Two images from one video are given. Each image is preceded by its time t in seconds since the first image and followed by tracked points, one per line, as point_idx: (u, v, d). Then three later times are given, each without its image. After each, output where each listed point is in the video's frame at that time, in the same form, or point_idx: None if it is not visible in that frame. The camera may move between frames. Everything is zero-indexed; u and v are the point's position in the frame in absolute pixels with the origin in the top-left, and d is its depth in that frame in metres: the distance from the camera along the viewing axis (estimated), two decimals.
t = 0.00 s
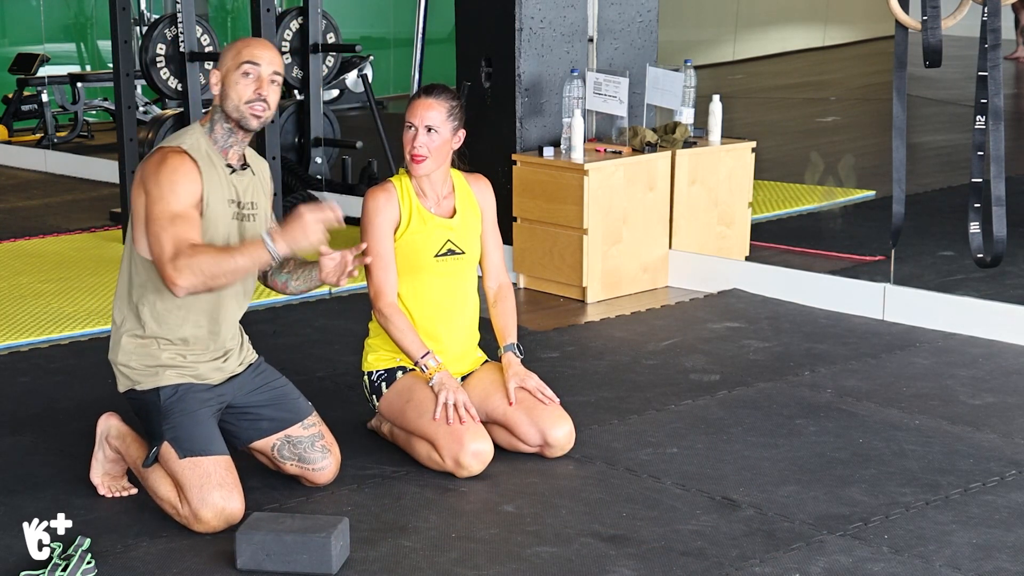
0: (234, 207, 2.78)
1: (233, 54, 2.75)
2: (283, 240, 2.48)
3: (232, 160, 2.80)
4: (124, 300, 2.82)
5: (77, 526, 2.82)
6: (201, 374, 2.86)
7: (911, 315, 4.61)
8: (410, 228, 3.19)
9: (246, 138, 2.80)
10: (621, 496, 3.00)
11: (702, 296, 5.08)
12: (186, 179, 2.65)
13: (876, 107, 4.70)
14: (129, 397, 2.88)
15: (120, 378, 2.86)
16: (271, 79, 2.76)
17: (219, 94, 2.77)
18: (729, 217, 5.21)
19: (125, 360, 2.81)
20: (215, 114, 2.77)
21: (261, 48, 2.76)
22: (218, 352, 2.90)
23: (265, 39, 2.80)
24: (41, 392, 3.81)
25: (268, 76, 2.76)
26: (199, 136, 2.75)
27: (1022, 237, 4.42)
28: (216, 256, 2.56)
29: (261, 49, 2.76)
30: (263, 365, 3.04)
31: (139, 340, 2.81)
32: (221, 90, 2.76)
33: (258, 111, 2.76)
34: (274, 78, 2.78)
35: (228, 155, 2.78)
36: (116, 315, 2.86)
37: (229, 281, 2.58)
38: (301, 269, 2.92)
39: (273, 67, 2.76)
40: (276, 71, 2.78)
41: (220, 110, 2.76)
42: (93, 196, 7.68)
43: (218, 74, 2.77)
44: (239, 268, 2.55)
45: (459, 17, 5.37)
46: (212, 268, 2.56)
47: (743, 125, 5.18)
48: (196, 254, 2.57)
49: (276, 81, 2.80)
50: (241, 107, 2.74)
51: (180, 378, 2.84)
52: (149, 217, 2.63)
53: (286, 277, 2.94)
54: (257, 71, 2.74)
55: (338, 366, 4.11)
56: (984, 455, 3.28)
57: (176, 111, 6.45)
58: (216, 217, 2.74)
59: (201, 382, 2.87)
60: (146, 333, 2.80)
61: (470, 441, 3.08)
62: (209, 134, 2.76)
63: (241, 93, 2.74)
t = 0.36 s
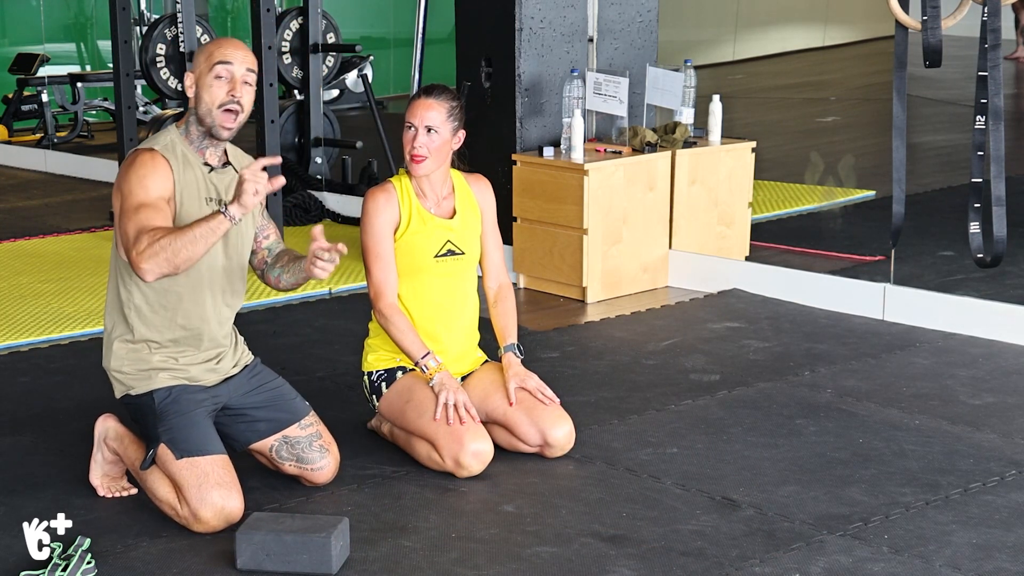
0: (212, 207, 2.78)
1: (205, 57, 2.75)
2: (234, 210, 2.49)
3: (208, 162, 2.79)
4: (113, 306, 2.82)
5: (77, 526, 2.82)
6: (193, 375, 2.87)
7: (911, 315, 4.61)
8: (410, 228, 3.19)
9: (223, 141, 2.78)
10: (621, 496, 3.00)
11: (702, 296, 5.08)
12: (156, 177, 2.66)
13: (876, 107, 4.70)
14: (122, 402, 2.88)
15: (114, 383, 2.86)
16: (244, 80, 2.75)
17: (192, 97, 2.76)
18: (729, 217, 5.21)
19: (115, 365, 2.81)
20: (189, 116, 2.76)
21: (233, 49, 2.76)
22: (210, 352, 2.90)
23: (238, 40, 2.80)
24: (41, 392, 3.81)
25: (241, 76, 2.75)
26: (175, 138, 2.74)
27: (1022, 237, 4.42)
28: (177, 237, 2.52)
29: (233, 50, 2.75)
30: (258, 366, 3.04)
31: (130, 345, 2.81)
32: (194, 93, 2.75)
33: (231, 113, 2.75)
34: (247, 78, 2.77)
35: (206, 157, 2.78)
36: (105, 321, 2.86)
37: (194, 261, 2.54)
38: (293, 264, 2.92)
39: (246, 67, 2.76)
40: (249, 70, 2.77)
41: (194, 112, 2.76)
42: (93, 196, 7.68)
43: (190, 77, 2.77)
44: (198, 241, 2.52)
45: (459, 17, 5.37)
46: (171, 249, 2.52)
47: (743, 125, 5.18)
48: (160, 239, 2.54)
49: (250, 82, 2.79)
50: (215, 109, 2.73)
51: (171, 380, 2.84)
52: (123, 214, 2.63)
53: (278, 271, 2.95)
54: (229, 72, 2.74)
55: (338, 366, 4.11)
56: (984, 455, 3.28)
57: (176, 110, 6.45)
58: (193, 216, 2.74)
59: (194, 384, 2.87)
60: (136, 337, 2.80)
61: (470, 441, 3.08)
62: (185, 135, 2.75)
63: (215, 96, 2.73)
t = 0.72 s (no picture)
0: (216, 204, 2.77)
1: (202, 56, 2.76)
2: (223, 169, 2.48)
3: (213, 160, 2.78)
4: (114, 305, 2.83)
5: (77, 526, 2.82)
6: (194, 375, 2.87)
7: (911, 315, 4.60)
8: (410, 229, 3.19)
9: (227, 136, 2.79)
10: (621, 496, 3.00)
11: (702, 296, 5.09)
12: (161, 168, 2.65)
13: (876, 107, 4.69)
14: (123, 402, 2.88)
15: (115, 383, 2.86)
16: (244, 73, 2.76)
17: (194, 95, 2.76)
18: (729, 217, 5.22)
19: (116, 364, 2.82)
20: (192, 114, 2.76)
21: (229, 45, 2.77)
22: (210, 352, 2.90)
23: (234, 37, 2.81)
24: (42, 392, 3.81)
25: (241, 71, 2.76)
26: (178, 136, 2.74)
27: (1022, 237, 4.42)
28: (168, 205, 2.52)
29: (229, 45, 2.77)
30: (258, 367, 3.04)
31: (130, 345, 2.81)
32: (196, 91, 2.76)
33: (235, 107, 2.76)
34: (247, 73, 2.78)
35: (212, 153, 2.76)
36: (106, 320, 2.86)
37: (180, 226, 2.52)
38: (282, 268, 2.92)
39: (244, 61, 2.76)
40: (247, 64, 2.78)
41: (197, 109, 2.76)
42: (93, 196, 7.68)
43: (191, 75, 2.78)
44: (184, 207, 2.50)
45: (459, 17, 5.37)
46: (159, 216, 2.51)
47: (743, 125, 5.18)
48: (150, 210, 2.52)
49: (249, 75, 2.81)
50: (218, 104, 2.74)
51: (171, 380, 2.84)
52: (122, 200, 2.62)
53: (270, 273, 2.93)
54: (229, 67, 2.74)
55: (338, 366, 4.11)
56: (984, 455, 3.28)
57: (176, 110, 6.46)
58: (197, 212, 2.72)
59: (195, 384, 2.88)
60: (138, 336, 2.80)
61: (470, 441, 3.08)
62: (189, 134, 2.75)
63: (217, 91, 2.74)
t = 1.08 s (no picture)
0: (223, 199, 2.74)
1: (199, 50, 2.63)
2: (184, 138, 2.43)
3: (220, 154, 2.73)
4: (120, 300, 2.82)
5: (77, 526, 2.82)
6: (199, 373, 2.86)
7: (911, 315, 4.60)
8: (409, 229, 3.19)
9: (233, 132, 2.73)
10: (621, 496, 3.00)
11: (702, 296, 5.08)
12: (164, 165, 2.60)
13: (876, 107, 4.69)
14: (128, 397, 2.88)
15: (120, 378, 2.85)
16: (243, 65, 2.61)
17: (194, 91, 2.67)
18: (729, 217, 5.22)
19: (120, 359, 2.81)
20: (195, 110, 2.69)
21: (225, 36, 2.63)
22: (216, 350, 2.89)
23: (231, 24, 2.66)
24: (42, 392, 3.81)
25: (238, 63, 2.61)
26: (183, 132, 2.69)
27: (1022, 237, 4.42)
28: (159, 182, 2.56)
29: (225, 36, 2.63)
30: (264, 365, 3.04)
31: (135, 341, 2.80)
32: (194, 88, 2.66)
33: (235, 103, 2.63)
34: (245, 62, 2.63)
35: (218, 151, 2.73)
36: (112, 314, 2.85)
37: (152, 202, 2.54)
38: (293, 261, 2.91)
39: (241, 54, 2.61)
40: (244, 54, 2.63)
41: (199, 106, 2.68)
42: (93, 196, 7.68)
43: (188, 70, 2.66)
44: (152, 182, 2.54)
45: (459, 17, 5.37)
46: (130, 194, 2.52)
47: (743, 125, 5.18)
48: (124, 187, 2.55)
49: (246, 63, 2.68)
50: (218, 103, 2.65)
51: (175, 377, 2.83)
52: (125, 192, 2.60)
53: (281, 265, 2.92)
54: (225, 61, 2.60)
55: (338, 366, 4.11)
56: (984, 455, 3.28)
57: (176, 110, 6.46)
58: (203, 210, 2.70)
59: (199, 383, 2.86)
60: (143, 332, 2.79)
61: (470, 441, 3.08)
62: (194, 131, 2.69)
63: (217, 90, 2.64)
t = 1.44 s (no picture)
0: (222, 190, 2.73)
1: (198, 46, 2.71)
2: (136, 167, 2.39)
3: (219, 147, 2.77)
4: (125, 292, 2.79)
5: (77, 526, 2.82)
6: (204, 371, 2.83)
7: (911, 315, 4.60)
8: (409, 230, 3.19)
9: (231, 125, 2.77)
10: (621, 496, 3.00)
11: (702, 296, 5.08)
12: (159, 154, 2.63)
13: (876, 107, 4.69)
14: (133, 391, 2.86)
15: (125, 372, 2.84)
16: (240, 65, 2.72)
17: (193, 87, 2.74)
18: (729, 217, 5.21)
19: (125, 353, 2.79)
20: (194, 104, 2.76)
21: (225, 35, 2.72)
22: (222, 346, 2.86)
23: (232, 24, 2.75)
24: (42, 392, 3.81)
25: (237, 62, 2.72)
26: (182, 124, 2.74)
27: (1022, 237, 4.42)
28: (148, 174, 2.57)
29: (224, 34, 2.71)
30: (272, 363, 3.00)
31: (140, 335, 2.78)
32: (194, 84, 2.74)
33: (234, 99, 2.73)
34: (244, 63, 2.74)
35: (216, 143, 2.76)
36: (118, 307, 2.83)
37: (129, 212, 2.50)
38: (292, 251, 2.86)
39: (240, 52, 2.72)
40: (244, 53, 2.73)
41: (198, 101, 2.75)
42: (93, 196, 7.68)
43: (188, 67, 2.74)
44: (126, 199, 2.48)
45: (459, 17, 5.37)
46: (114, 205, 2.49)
47: (743, 125, 5.18)
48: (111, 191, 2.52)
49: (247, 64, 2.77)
50: (216, 97, 2.72)
51: (179, 373, 2.81)
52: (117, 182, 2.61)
53: (280, 258, 2.87)
54: (224, 61, 2.70)
55: (338, 366, 4.11)
56: (984, 455, 3.28)
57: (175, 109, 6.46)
58: (201, 202, 2.69)
59: (204, 380, 2.84)
60: (148, 327, 2.77)
61: (470, 441, 3.08)
62: (194, 124, 2.75)
63: (214, 85, 2.71)
